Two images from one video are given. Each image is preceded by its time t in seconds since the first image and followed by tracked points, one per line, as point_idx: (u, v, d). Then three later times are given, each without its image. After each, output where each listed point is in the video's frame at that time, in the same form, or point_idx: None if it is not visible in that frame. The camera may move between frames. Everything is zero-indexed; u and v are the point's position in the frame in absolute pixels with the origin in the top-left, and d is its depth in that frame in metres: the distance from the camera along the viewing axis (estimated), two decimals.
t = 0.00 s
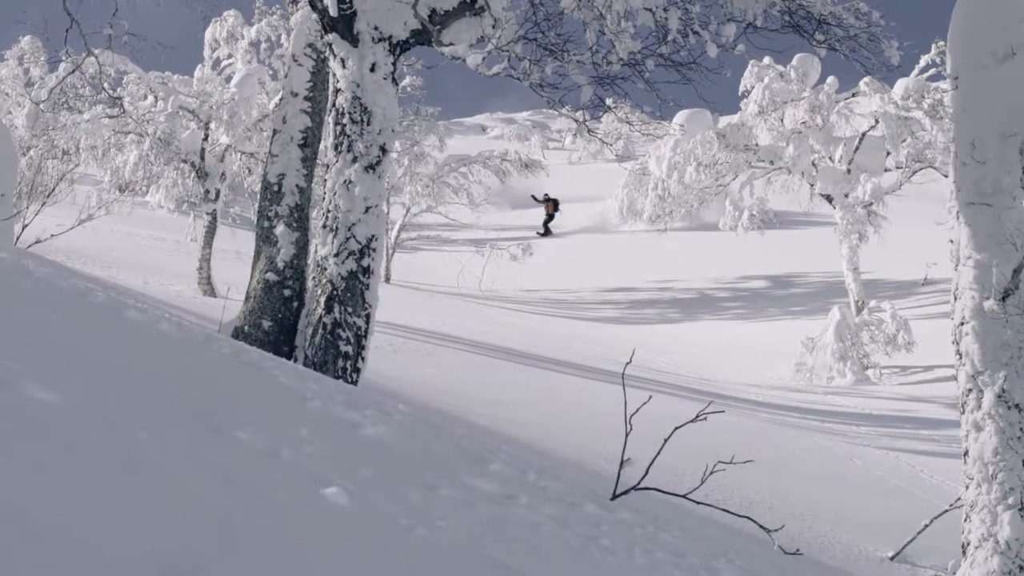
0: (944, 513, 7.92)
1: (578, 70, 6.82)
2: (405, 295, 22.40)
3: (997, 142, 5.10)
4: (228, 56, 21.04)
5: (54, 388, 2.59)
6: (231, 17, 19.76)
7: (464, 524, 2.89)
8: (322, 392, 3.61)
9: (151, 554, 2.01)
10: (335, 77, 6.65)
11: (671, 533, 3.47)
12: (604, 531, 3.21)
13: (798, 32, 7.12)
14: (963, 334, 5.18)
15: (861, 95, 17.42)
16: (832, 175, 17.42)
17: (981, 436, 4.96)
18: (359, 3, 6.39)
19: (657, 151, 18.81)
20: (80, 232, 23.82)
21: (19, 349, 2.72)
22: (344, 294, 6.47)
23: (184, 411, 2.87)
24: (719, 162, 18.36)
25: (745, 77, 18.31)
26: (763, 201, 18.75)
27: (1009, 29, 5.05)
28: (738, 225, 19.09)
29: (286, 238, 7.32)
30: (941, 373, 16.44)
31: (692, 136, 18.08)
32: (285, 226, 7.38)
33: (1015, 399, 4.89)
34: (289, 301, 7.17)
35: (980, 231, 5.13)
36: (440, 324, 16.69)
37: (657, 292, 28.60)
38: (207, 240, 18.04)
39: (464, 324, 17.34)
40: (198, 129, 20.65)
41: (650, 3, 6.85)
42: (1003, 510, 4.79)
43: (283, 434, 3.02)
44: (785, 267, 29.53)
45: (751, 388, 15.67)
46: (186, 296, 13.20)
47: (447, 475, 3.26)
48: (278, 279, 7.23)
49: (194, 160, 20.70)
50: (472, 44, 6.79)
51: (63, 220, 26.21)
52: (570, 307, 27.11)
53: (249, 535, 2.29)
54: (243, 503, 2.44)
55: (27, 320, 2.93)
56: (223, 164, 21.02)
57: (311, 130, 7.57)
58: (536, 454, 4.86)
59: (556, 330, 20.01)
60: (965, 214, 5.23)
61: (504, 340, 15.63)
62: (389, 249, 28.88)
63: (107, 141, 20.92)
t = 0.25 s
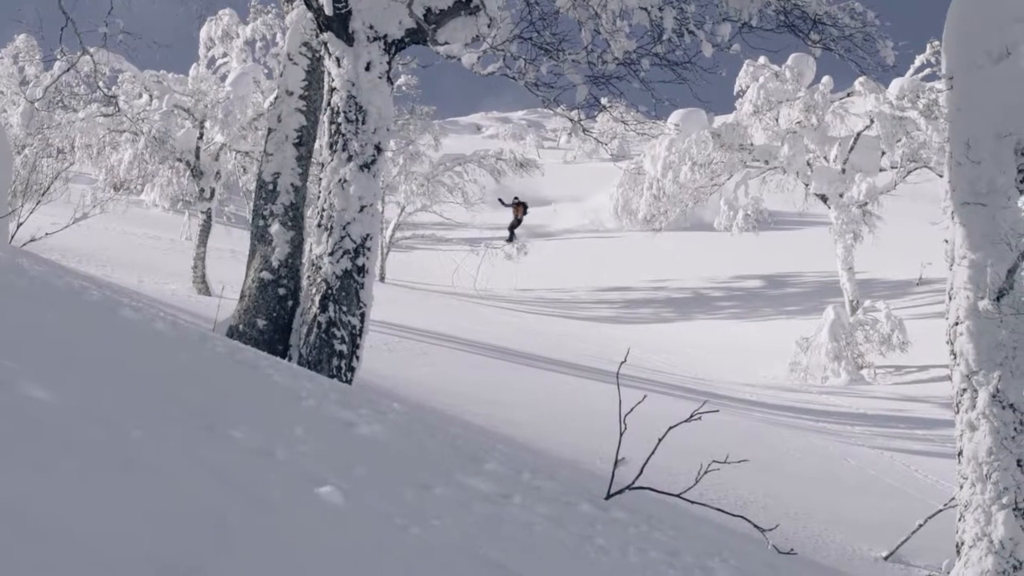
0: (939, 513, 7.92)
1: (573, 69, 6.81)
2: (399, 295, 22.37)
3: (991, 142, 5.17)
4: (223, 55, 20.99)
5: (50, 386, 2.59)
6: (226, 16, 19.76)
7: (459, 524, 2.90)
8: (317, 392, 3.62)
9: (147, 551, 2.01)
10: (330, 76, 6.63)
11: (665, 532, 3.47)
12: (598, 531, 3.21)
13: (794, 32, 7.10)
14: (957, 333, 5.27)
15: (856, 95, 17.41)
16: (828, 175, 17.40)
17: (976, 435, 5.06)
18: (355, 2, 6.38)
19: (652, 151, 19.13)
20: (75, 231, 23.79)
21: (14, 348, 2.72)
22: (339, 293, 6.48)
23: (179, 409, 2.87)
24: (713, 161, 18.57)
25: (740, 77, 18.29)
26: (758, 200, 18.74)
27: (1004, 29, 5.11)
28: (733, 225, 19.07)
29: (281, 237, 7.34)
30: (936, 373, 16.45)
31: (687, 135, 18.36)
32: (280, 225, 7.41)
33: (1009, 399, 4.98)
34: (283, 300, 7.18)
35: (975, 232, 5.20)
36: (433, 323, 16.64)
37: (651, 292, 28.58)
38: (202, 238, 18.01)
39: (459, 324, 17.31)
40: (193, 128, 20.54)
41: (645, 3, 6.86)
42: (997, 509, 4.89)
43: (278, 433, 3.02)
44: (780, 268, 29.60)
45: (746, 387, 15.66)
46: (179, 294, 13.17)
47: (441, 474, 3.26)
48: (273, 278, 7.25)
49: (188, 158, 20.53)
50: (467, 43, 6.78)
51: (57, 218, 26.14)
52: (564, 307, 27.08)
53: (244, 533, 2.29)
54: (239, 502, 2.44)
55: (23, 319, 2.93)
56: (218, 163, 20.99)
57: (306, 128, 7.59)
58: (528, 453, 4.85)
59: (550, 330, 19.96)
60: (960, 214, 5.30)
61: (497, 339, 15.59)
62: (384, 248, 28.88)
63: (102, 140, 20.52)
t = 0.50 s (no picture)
0: (933, 510, 7.95)
1: (569, 65, 6.81)
2: (393, 290, 22.33)
3: (987, 138, 5.49)
4: (218, 50, 20.91)
5: (44, 381, 2.59)
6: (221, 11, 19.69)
7: (453, 520, 2.90)
8: (311, 387, 3.61)
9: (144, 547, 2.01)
10: (326, 71, 6.64)
11: (659, 527, 3.48)
12: (592, 526, 3.21)
13: (789, 28, 7.09)
14: (952, 330, 5.61)
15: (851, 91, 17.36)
16: (824, 171, 17.39)
17: (970, 431, 5.42)
18: None
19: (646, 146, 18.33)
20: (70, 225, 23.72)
21: (9, 342, 2.72)
22: (334, 288, 6.47)
23: (174, 404, 2.87)
24: (710, 157, 18.20)
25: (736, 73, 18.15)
26: (753, 196, 18.70)
27: (998, 29, 5.46)
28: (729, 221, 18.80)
29: (276, 232, 7.26)
30: (931, 369, 16.49)
31: (683, 131, 17.83)
32: (275, 220, 7.33)
33: (1002, 394, 5.34)
34: (278, 295, 7.08)
35: (968, 227, 5.55)
36: (427, 318, 16.59)
37: (646, 288, 28.57)
38: (197, 233, 17.97)
39: (454, 319, 17.26)
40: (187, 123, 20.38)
41: None
42: (991, 506, 5.24)
43: (273, 428, 3.02)
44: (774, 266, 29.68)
45: (741, 383, 15.66)
46: (172, 289, 13.11)
47: (435, 470, 3.26)
48: (268, 273, 7.15)
49: (183, 153, 20.32)
50: (462, 39, 6.76)
51: (51, 213, 26.06)
52: (559, 302, 27.03)
53: (239, 529, 2.29)
54: (234, 498, 2.44)
55: (18, 313, 2.93)
56: (212, 158, 20.82)
57: (301, 124, 7.57)
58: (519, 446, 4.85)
59: (544, 325, 19.90)
60: (956, 209, 5.64)
61: (490, 334, 15.55)
62: (379, 244, 28.84)
63: (97, 134, 20.57)
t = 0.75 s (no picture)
0: (924, 504, 7.98)
1: (562, 58, 6.81)
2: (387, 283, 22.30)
3: (981, 132, 5.56)
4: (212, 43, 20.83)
5: (36, 372, 2.58)
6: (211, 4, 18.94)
7: (445, 513, 2.90)
8: (304, 380, 3.62)
9: (137, 543, 2.02)
10: (319, 64, 6.63)
11: (651, 521, 3.48)
12: (584, 520, 3.21)
13: (782, 22, 7.09)
14: (944, 324, 5.66)
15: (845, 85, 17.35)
16: (817, 165, 17.37)
17: (963, 425, 5.49)
18: None
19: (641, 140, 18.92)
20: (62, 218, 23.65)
21: None
22: (327, 281, 6.47)
23: (166, 397, 2.87)
24: (703, 150, 18.49)
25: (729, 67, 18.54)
26: (747, 190, 18.69)
27: (992, 24, 5.56)
28: (722, 215, 18.92)
29: (269, 225, 7.21)
30: (924, 364, 16.54)
31: (676, 125, 18.32)
32: (268, 213, 7.27)
33: (994, 388, 5.43)
34: (271, 288, 7.04)
35: (962, 221, 5.60)
36: (420, 311, 16.56)
37: (639, 282, 28.51)
38: (191, 227, 17.92)
39: (447, 312, 17.22)
40: (181, 116, 20.56)
41: None
42: (983, 500, 5.35)
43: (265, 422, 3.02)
44: (768, 261, 29.60)
45: (734, 377, 15.66)
46: (164, 282, 13.06)
47: (427, 463, 3.26)
48: (261, 266, 7.11)
49: (177, 146, 20.50)
50: (455, 32, 6.75)
51: (44, 206, 25.95)
52: (553, 296, 27.02)
53: (232, 523, 2.29)
54: (227, 493, 2.44)
55: (10, 304, 2.92)
56: (206, 151, 20.95)
57: (294, 117, 7.54)
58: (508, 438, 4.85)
59: (537, 319, 19.87)
60: (949, 204, 5.68)
61: (483, 328, 15.51)
62: (372, 237, 28.86)
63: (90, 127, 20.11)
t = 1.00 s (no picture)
0: (915, 495, 7.98)
1: (555, 48, 6.81)
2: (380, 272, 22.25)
3: (973, 123, 5.52)
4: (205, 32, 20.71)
5: (27, 361, 2.58)
6: None
7: (437, 501, 2.91)
8: (296, 368, 3.62)
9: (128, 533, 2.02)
10: (311, 53, 6.62)
11: (643, 510, 3.49)
12: (577, 510, 3.22)
13: (776, 12, 7.05)
14: (936, 314, 5.62)
15: (837, 75, 17.29)
16: (808, 155, 17.43)
17: (954, 416, 5.46)
18: None
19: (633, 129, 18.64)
20: (54, 206, 23.57)
21: None
22: (319, 270, 6.47)
23: (158, 386, 2.87)
24: (695, 140, 18.35)
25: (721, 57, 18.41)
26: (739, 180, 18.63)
27: (984, 13, 5.48)
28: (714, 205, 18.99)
29: (261, 214, 7.05)
30: (914, 354, 16.58)
31: (669, 114, 18.03)
32: (261, 202, 7.11)
33: (986, 378, 5.39)
34: (263, 277, 6.96)
35: (954, 212, 5.55)
36: (412, 300, 16.50)
37: (630, 272, 28.40)
38: (182, 215, 17.86)
39: (440, 302, 17.17)
40: (172, 104, 20.51)
41: None
42: (974, 490, 5.30)
43: (256, 410, 3.02)
44: (761, 250, 29.43)
45: (726, 366, 15.67)
46: (154, 269, 13.02)
47: (419, 451, 3.26)
48: (253, 255, 6.99)
49: (169, 134, 20.54)
50: (448, 22, 6.74)
51: (35, 194, 25.85)
52: (546, 286, 26.99)
53: (225, 512, 2.30)
54: (220, 482, 2.44)
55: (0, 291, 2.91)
56: (198, 139, 20.91)
57: (287, 105, 7.33)
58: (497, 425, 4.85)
59: (529, 308, 19.83)
60: (941, 194, 5.64)
61: (475, 316, 15.45)
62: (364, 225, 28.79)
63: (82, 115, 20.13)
